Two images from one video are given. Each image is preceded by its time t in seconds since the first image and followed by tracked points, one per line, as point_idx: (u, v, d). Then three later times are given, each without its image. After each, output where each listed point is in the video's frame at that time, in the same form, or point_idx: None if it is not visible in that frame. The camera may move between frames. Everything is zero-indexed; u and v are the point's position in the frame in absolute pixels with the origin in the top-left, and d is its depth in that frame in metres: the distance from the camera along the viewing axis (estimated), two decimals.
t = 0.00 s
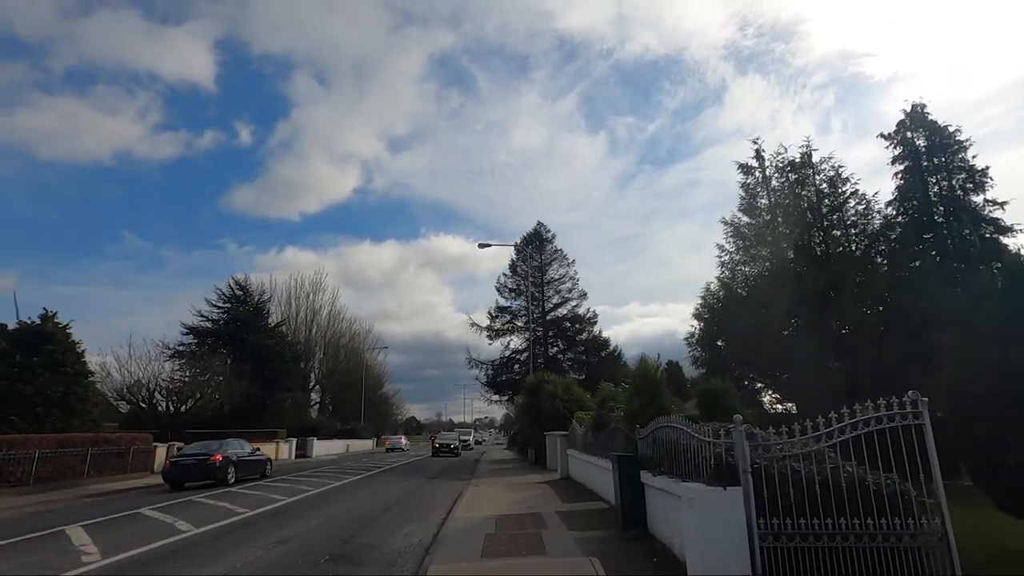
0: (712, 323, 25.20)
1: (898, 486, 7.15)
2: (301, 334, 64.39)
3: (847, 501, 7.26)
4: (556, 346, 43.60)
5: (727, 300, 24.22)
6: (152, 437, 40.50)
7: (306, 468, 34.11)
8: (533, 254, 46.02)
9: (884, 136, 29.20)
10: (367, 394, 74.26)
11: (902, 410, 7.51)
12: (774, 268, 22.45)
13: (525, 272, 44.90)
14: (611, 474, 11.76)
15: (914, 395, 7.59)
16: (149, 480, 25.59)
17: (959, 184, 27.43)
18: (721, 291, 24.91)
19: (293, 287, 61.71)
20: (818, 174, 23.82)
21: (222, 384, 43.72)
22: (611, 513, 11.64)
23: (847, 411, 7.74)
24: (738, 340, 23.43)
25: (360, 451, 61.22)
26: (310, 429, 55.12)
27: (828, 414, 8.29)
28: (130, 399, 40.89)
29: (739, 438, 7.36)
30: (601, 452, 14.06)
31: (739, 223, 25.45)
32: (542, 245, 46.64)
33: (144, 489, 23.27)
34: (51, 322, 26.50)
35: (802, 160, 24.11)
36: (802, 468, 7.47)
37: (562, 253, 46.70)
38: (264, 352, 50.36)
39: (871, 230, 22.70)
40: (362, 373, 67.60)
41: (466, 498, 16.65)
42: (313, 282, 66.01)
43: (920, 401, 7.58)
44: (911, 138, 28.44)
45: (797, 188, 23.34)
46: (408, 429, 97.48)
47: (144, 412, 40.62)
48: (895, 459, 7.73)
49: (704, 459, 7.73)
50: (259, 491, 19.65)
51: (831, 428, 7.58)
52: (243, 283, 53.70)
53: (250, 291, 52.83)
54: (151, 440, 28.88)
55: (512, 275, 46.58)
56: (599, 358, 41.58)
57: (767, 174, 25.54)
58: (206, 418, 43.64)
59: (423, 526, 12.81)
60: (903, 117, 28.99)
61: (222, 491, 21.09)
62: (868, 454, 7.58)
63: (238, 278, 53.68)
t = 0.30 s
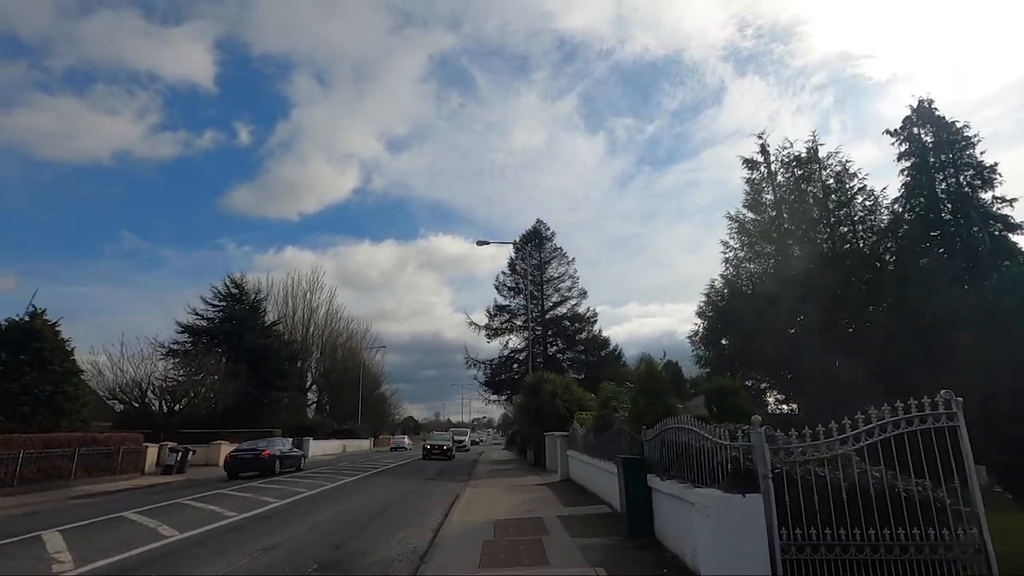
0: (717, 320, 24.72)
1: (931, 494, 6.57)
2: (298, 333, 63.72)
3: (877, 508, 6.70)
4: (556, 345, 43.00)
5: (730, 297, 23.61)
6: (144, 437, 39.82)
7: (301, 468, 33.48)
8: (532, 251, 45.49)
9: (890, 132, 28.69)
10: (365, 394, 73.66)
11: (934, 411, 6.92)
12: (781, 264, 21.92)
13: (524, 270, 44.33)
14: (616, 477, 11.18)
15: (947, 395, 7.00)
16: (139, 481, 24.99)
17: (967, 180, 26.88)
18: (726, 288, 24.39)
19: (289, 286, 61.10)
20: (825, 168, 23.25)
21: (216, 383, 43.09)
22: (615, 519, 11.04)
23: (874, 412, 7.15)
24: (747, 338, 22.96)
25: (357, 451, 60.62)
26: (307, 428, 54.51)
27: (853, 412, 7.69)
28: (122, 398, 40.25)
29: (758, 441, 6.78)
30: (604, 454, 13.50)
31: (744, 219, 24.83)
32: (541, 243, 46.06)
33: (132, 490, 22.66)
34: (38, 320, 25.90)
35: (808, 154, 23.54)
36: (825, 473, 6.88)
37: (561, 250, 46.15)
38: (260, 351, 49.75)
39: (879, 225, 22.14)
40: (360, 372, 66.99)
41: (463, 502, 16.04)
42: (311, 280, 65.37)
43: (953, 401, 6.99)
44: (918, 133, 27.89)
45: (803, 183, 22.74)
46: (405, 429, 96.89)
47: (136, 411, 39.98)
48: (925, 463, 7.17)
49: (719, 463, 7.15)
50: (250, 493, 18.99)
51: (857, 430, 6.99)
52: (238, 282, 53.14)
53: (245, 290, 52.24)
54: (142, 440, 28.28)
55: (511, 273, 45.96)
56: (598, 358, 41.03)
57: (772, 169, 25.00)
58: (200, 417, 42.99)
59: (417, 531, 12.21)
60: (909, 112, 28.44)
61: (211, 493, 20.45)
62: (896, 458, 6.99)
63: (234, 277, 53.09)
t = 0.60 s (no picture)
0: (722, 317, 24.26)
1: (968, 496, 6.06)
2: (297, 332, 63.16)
3: (908, 511, 6.19)
4: (556, 343, 42.44)
5: (736, 292, 23.18)
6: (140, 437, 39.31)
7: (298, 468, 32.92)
8: (533, 249, 44.98)
9: (898, 126, 28.13)
10: (364, 394, 73.16)
11: (969, 406, 6.38)
12: (789, 258, 21.44)
13: (524, 268, 43.79)
14: (622, 477, 10.67)
15: (983, 388, 6.46)
16: (132, 481, 24.46)
17: (977, 174, 26.29)
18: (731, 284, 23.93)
19: (288, 285, 60.55)
20: (832, 162, 22.80)
21: (213, 382, 42.56)
22: (621, 521, 10.51)
23: (903, 407, 6.62)
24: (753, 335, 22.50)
25: (355, 451, 60.08)
26: (305, 428, 53.97)
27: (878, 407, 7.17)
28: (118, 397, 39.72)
29: (778, 438, 6.27)
30: (607, 453, 12.98)
31: (749, 213, 24.35)
32: (541, 240, 45.55)
33: (123, 491, 22.13)
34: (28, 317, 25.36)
35: (815, 147, 23.09)
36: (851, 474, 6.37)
37: (562, 247, 45.63)
38: (257, 349, 49.25)
39: (887, 220, 21.69)
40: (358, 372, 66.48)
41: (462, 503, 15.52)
42: (309, 279, 64.81)
43: (989, 394, 6.46)
44: (925, 127, 27.35)
45: (810, 176, 22.29)
46: (405, 429, 96.41)
47: (132, 410, 39.49)
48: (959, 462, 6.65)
49: (733, 462, 6.63)
50: (244, 493, 18.45)
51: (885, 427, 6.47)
52: (236, 280, 52.65)
53: (243, 288, 51.73)
54: (135, 439, 27.74)
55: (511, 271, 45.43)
56: (599, 356, 40.53)
57: (778, 163, 24.52)
58: (196, 417, 42.51)
59: (413, 534, 11.68)
60: (917, 106, 27.91)
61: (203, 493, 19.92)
62: (928, 458, 6.47)
63: (231, 275, 52.60)
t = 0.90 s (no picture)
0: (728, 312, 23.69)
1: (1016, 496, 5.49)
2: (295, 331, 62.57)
3: (950, 513, 5.62)
4: (557, 341, 41.86)
5: (742, 287, 22.63)
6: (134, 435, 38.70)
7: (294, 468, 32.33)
8: (532, 245, 44.42)
9: (906, 118, 27.53)
10: (363, 393, 72.60)
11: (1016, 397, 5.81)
12: (796, 251, 20.87)
13: (525, 265, 43.20)
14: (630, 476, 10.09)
15: None
16: (123, 480, 23.87)
17: (987, 167, 25.55)
18: (738, 278, 23.36)
19: (286, 283, 59.97)
20: (840, 152, 22.20)
21: (210, 380, 41.94)
22: (628, 523, 9.90)
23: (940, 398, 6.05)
24: (761, 330, 21.93)
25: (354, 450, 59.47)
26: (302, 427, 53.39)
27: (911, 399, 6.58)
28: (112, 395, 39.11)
29: (807, 433, 5.69)
30: (612, 450, 12.40)
31: (755, 205, 23.77)
32: (541, 236, 44.97)
33: (113, 490, 21.52)
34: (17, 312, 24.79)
35: (823, 137, 22.49)
36: (888, 472, 5.79)
37: (562, 244, 45.07)
38: (254, 347, 48.64)
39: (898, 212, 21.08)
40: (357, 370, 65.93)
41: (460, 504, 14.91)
42: (308, 276, 64.24)
43: None
44: (935, 119, 26.73)
45: (818, 168, 21.70)
46: (404, 429, 95.85)
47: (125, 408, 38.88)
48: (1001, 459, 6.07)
49: (756, 459, 6.07)
50: (236, 493, 17.84)
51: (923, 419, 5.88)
52: (233, 278, 52.07)
53: (240, 286, 51.15)
54: (127, 438, 27.14)
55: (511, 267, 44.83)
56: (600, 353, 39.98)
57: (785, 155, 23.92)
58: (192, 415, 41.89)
59: (409, 537, 11.08)
60: (926, 97, 27.29)
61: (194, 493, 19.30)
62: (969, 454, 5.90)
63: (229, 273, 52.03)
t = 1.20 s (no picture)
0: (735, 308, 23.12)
1: None
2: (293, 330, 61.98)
3: (1005, 517, 5.04)
4: (557, 339, 41.30)
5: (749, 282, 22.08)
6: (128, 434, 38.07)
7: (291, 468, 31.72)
8: (533, 242, 43.83)
9: (915, 110, 26.94)
10: (362, 393, 72.02)
11: None
12: (806, 244, 20.31)
13: (525, 262, 42.62)
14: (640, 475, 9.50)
15: None
16: (114, 480, 23.27)
17: (998, 160, 24.99)
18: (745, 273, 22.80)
19: (284, 282, 59.38)
20: (850, 144, 21.64)
21: (206, 379, 41.30)
22: (638, 526, 9.28)
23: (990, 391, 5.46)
24: (769, 325, 21.35)
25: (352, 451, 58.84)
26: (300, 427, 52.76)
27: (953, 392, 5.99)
28: (106, 394, 38.54)
29: (846, 429, 5.13)
30: (618, 449, 11.80)
31: (763, 198, 23.21)
32: (542, 233, 44.38)
33: (102, 490, 20.89)
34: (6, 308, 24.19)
35: (832, 128, 21.92)
36: (936, 473, 5.21)
37: (563, 241, 44.51)
38: (252, 346, 48.01)
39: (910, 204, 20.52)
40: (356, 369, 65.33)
41: (459, 505, 14.33)
42: (307, 275, 63.65)
43: None
44: (945, 111, 26.12)
45: (828, 159, 21.11)
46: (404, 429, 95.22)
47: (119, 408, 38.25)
48: None
49: (787, 458, 5.50)
50: (228, 494, 17.23)
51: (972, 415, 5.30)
52: (230, 276, 51.46)
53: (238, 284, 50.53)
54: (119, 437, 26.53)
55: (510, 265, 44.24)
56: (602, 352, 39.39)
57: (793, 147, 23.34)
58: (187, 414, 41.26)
59: (406, 540, 10.46)
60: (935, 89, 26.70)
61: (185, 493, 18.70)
62: None
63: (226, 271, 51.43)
